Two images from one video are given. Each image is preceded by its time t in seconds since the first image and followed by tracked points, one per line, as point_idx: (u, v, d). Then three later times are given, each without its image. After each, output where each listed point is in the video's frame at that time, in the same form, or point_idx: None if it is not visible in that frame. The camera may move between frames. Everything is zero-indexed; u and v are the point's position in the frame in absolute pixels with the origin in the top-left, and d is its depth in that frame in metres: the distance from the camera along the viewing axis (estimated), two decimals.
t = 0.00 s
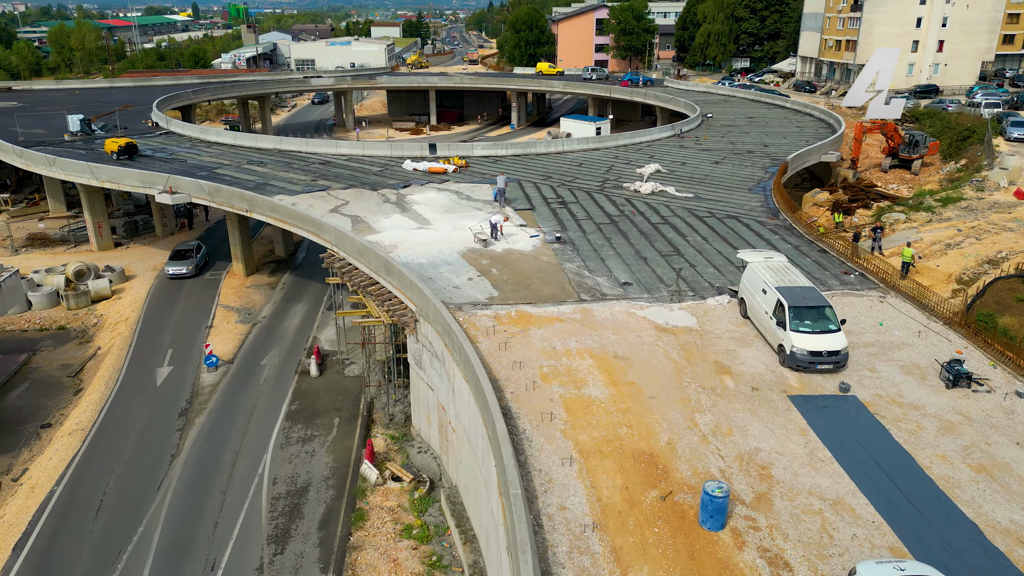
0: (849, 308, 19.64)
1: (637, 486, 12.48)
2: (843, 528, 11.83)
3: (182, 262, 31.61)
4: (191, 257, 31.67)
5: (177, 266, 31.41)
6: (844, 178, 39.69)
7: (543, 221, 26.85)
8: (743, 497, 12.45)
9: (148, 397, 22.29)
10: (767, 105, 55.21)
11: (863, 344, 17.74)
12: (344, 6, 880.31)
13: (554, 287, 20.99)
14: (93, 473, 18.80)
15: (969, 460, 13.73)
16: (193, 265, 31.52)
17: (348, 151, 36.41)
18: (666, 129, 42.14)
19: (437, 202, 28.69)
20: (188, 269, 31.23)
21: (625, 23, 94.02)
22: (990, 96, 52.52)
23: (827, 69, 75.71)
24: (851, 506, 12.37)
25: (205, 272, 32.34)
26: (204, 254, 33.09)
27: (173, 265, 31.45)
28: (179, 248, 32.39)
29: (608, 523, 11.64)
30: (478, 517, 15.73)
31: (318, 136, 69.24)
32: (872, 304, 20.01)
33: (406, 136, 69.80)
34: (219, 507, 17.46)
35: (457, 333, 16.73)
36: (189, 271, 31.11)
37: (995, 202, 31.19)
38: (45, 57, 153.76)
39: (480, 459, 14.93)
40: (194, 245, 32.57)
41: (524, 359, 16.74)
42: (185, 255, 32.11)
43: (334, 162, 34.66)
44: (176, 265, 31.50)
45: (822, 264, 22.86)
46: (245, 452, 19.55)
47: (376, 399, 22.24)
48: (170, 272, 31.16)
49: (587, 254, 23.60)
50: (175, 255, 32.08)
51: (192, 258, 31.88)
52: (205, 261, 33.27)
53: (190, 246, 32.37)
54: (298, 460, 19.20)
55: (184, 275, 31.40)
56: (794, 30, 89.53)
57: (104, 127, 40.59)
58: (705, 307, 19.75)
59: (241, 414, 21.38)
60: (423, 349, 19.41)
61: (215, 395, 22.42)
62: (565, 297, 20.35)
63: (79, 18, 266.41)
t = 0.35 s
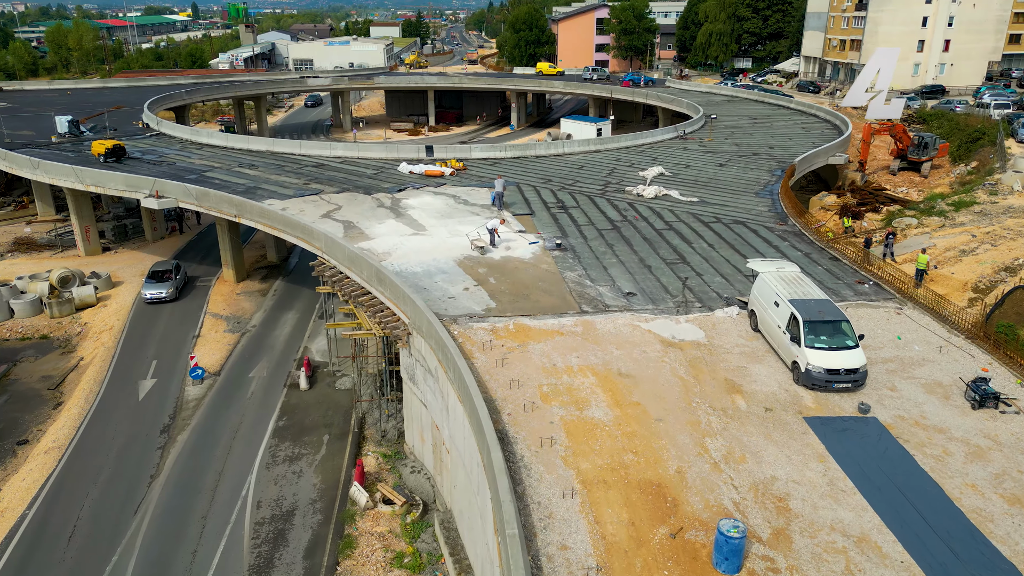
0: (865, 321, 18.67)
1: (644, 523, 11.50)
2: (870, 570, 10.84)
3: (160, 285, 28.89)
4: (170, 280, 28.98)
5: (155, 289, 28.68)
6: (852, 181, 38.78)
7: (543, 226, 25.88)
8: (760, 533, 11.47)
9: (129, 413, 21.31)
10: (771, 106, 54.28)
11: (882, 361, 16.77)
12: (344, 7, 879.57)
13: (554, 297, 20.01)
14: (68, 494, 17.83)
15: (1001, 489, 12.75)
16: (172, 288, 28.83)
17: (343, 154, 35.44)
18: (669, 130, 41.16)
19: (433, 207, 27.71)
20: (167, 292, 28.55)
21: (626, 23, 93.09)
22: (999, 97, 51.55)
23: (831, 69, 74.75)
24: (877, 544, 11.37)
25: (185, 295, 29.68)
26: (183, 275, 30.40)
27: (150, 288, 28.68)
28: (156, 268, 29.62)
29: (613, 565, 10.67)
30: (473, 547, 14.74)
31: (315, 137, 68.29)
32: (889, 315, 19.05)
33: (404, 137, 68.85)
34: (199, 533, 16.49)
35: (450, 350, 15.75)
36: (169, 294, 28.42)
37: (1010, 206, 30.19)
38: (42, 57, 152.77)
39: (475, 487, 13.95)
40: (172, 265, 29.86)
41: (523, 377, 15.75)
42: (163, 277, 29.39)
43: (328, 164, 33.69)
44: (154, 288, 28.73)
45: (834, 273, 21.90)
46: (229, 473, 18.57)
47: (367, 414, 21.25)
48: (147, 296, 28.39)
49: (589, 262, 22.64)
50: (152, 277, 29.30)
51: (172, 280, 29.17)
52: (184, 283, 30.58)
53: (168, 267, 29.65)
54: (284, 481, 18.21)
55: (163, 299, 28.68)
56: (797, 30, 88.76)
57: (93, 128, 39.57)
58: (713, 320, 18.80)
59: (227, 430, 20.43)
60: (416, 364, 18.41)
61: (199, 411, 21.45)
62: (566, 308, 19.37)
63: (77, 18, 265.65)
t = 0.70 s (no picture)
0: (883, 336, 17.70)
1: (653, 566, 10.52)
2: None
3: (137, 313, 26.13)
4: (148, 306, 26.25)
5: (132, 317, 25.91)
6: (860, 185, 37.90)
7: (542, 233, 24.91)
8: None
9: (109, 430, 20.30)
10: (775, 107, 53.31)
11: (902, 380, 15.81)
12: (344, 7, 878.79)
13: (554, 309, 19.03)
14: (40, 519, 16.84)
15: None
16: (151, 316, 26.10)
17: (337, 156, 34.43)
18: (671, 132, 40.21)
19: (428, 212, 26.75)
20: (146, 320, 25.82)
21: (627, 22, 92.04)
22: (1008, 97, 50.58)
23: (835, 69, 73.78)
24: None
25: (164, 322, 26.95)
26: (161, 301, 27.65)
27: (126, 317, 25.89)
28: (133, 293, 26.80)
29: None
30: None
31: (311, 138, 67.36)
32: (907, 329, 18.09)
33: (402, 138, 67.93)
34: (177, 562, 15.51)
35: (444, 370, 14.76)
36: (147, 323, 25.68)
37: None
38: (39, 57, 151.67)
39: (469, 519, 12.97)
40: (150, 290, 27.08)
41: (521, 398, 14.75)
42: (139, 303, 26.58)
43: (322, 167, 32.70)
44: (130, 316, 25.94)
45: (847, 283, 20.92)
46: (211, 495, 17.58)
47: (358, 431, 20.25)
48: (123, 325, 25.60)
49: (591, 271, 21.68)
50: (128, 303, 26.46)
51: (150, 306, 26.43)
52: (162, 308, 27.82)
53: (145, 292, 26.87)
54: (269, 505, 17.22)
55: (140, 328, 25.92)
56: (800, 30, 87.76)
57: (81, 130, 38.59)
58: (722, 334, 17.81)
59: (210, 448, 19.43)
60: (409, 381, 17.41)
61: (182, 427, 20.44)
62: (567, 321, 18.39)
63: (76, 18, 264.82)
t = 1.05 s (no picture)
0: (903, 353, 16.74)
1: None
2: None
3: (110, 348, 23.37)
4: (124, 340, 23.53)
5: (104, 353, 23.15)
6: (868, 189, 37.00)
7: (542, 240, 23.96)
8: None
9: (86, 449, 19.30)
10: (779, 108, 52.37)
11: (925, 402, 14.86)
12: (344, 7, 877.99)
13: (554, 323, 18.04)
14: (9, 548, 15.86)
15: None
16: (126, 352, 23.37)
17: (331, 159, 33.46)
18: (675, 134, 39.26)
19: (423, 218, 25.80)
20: (120, 357, 23.08)
21: (628, 22, 91.05)
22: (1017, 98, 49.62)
23: (839, 69, 72.83)
24: None
25: (141, 357, 24.22)
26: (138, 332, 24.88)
27: (99, 353, 23.10)
28: (106, 326, 23.94)
29: None
30: None
31: (308, 139, 66.34)
32: (928, 345, 17.12)
33: (400, 140, 66.91)
34: None
35: (436, 394, 13.79)
36: (122, 360, 22.98)
37: None
38: (36, 57, 150.71)
39: (463, 557, 12.02)
40: (126, 322, 24.27)
41: (519, 422, 13.78)
42: (112, 337, 23.79)
43: (315, 171, 31.75)
44: (103, 352, 23.14)
45: (862, 295, 19.95)
46: (191, 522, 16.61)
47: (348, 451, 19.28)
48: (94, 362, 22.85)
49: (592, 281, 20.72)
50: (100, 338, 23.63)
51: (125, 341, 23.62)
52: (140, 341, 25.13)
53: (119, 324, 24.12)
54: (252, 532, 16.26)
55: (114, 365, 23.19)
56: (803, 30, 86.77)
57: (69, 132, 37.58)
58: (732, 351, 16.87)
59: (192, 469, 18.46)
60: (400, 401, 16.43)
61: (163, 447, 19.45)
62: (569, 336, 17.41)
63: (75, 18, 263.46)
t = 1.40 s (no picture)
0: (927, 373, 15.76)
1: None
2: None
3: (79, 395, 20.56)
4: (95, 386, 20.75)
5: (72, 400, 20.36)
6: (880, 193, 36.02)
7: (544, 248, 22.98)
8: None
9: (64, 472, 18.33)
10: (786, 109, 51.41)
11: (953, 428, 13.90)
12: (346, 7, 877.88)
13: (556, 339, 17.06)
14: None
15: None
16: (97, 399, 20.58)
17: (327, 163, 32.50)
18: (680, 136, 38.27)
19: (421, 224, 24.86)
20: (90, 406, 20.31)
21: (631, 21, 90.02)
22: None
23: (845, 70, 71.82)
24: None
25: (114, 401, 21.52)
26: (111, 372, 22.09)
27: (65, 400, 20.33)
28: (74, 368, 21.15)
29: None
30: None
31: (307, 140, 65.39)
32: (953, 364, 16.14)
33: (400, 141, 65.97)
34: None
35: (428, 420, 12.84)
36: (92, 409, 20.25)
37: None
38: (36, 57, 150.05)
39: None
40: (97, 363, 21.49)
41: (517, 451, 12.83)
42: (82, 380, 21.02)
43: (310, 175, 30.82)
44: (70, 399, 20.39)
45: (880, 308, 19.00)
46: (170, 552, 15.70)
47: (339, 472, 18.34)
48: (60, 411, 20.07)
49: (596, 293, 19.77)
50: (68, 382, 20.86)
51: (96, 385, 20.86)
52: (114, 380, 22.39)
53: (90, 365, 21.31)
54: (234, 563, 15.33)
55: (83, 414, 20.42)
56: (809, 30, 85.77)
57: (59, 134, 36.65)
58: (744, 370, 15.90)
59: (174, 492, 17.56)
60: (393, 423, 15.48)
61: (144, 467, 18.52)
62: (572, 353, 16.44)
63: (76, 17, 262.64)
